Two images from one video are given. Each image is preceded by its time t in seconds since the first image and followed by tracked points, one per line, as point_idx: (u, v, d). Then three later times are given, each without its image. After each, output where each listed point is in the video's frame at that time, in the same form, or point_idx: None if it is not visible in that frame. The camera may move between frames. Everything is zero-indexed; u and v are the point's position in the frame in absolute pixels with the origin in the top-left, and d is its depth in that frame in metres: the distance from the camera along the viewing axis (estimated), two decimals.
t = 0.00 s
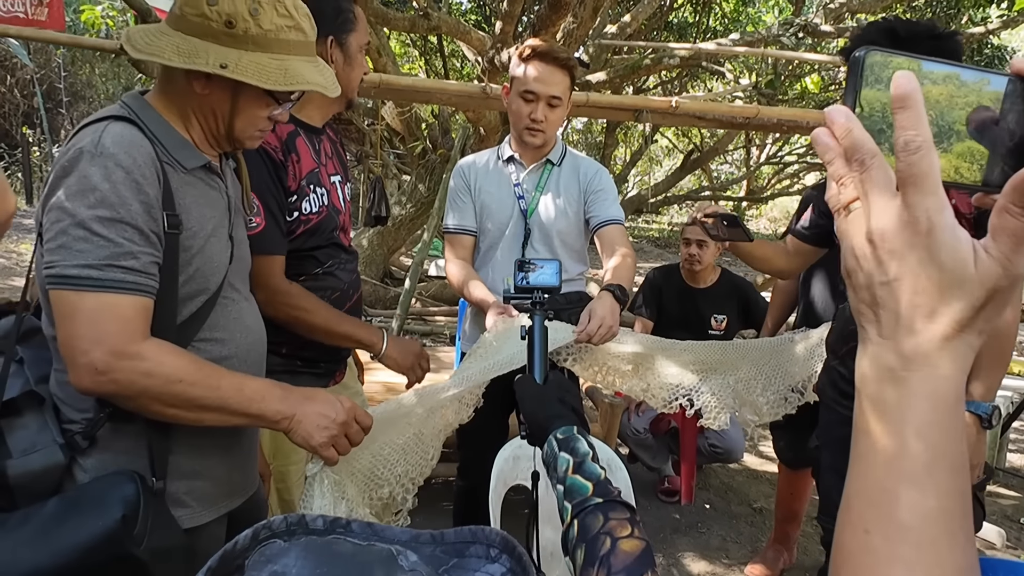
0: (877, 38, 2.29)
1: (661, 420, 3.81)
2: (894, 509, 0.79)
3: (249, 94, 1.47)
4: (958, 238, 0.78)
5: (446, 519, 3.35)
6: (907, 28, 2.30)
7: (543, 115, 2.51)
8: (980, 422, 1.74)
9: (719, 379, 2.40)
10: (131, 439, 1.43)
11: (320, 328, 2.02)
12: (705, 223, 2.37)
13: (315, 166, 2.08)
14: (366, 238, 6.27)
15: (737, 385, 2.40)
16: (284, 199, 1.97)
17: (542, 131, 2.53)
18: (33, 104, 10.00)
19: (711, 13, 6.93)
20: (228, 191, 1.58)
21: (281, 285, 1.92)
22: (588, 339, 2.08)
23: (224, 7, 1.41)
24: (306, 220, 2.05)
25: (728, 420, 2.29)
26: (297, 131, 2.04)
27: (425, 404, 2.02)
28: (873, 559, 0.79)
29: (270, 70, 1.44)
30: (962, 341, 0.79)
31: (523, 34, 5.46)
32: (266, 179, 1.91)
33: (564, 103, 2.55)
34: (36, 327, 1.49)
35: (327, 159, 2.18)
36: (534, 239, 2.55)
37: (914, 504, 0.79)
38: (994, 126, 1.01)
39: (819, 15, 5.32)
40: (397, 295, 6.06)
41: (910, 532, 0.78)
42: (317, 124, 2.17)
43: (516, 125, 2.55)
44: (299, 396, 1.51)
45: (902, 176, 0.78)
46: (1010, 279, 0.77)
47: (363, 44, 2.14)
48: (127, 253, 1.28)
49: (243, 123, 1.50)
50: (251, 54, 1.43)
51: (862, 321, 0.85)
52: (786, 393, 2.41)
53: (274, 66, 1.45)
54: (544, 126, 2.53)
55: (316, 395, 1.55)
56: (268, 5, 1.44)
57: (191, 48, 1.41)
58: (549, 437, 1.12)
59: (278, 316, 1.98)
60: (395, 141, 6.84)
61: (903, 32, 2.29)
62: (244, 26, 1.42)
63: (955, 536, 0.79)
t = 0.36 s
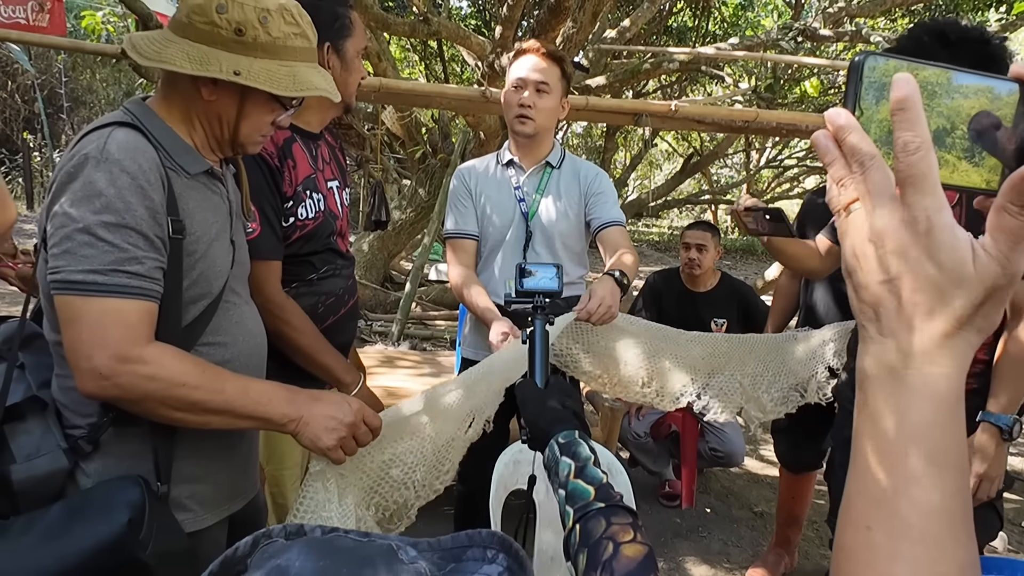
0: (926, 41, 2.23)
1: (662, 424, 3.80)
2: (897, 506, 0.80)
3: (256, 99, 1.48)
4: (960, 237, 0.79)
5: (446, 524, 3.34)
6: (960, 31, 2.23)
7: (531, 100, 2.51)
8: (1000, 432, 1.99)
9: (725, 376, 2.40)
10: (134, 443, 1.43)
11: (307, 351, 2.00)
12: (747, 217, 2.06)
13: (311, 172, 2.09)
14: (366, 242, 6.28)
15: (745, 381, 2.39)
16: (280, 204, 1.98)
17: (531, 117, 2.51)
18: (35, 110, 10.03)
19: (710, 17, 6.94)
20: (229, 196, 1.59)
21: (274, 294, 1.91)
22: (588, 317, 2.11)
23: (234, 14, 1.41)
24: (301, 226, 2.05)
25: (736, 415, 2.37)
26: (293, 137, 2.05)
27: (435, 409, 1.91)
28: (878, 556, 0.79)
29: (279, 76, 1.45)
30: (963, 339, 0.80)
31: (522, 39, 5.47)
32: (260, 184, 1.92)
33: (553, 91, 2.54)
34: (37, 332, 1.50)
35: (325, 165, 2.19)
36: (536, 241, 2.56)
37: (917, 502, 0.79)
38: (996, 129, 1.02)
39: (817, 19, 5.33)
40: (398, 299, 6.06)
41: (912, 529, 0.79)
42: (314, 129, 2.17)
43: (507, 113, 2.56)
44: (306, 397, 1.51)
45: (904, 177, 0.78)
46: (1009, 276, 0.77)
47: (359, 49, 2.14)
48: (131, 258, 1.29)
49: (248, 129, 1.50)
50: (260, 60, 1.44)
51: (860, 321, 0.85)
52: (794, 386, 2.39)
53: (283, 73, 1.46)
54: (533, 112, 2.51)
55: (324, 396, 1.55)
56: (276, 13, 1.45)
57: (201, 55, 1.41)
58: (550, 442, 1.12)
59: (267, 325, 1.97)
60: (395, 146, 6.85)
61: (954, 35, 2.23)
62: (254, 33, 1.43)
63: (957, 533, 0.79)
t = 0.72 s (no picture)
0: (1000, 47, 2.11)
1: (661, 428, 3.80)
2: (895, 507, 0.80)
3: (256, 104, 1.48)
4: (956, 240, 0.79)
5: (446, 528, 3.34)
6: None
7: (530, 120, 2.52)
8: None
9: (739, 370, 2.20)
10: (132, 450, 1.43)
11: (302, 360, 2.01)
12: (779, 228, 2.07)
13: (307, 178, 2.09)
14: (366, 247, 6.27)
15: (760, 375, 2.20)
16: (277, 209, 1.98)
17: (531, 135, 2.53)
18: (35, 115, 10.04)
19: (709, 21, 6.95)
20: (227, 202, 1.60)
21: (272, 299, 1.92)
22: (589, 290, 2.10)
23: (233, 20, 1.42)
24: (299, 231, 2.07)
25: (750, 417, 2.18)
26: (288, 143, 2.04)
27: (472, 381, 1.68)
28: (877, 557, 0.79)
29: (279, 80, 1.45)
30: (959, 342, 0.80)
31: (522, 44, 5.48)
32: (260, 190, 1.92)
33: (550, 108, 2.55)
34: (33, 339, 1.50)
35: (320, 170, 2.20)
36: (539, 246, 2.56)
37: (915, 502, 0.79)
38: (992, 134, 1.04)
39: (815, 23, 5.35)
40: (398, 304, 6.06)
41: (909, 532, 0.79)
42: (308, 135, 2.18)
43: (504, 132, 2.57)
44: (311, 372, 1.47)
45: (900, 180, 0.79)
46: (1006, 280, 0.78)
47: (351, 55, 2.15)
48: (130, 265, 1.29)
49: (248, 133, 1.51)
50: (260, 66, 1.45)
51: (857, 324, 0.85)
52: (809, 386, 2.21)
53: (282, 77, 1.47)
54: (532, 131, 2.53)
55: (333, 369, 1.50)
56: (274, 19, 1.46)
57: (201, 62, 1.41)
58: (553, 445, 1.13)
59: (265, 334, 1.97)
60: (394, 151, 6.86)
61: None
62: (253, 38, 1.43)
63: (954, 534, 0.80)
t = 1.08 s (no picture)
0: None
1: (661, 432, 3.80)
2: (888, 507, 0.80)
3: (250, 107, 1.49)
4: (948, 241, 0.79)
5: (446, 532, 3.34)
6: None
7: (523, 113, 2.55)
8: None
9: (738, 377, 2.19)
10: (130, 455, 1.44)
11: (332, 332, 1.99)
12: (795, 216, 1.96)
13: (304, 181, 2.11)
14: (366, 251, 6.25)
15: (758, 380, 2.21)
16: (276, 212, 2.00)
17: (524, 130, 2.55)
18: (36, 121, 10.05)
19: (707, 25, 6.95)
20: (222, 207, 1.60)
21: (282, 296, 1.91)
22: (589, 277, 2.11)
23: (225, 23, 1.43)
24: (296, 234, 2.08)
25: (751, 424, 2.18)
26: (285, 146, 2.07)
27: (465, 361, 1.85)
28: (871, 556, 0.80)
29: (271, 83, 1.46)
30: (954, 342, 0.81)
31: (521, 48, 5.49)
32: (258, 194, 1.93)
33: (546, 104, 2.56)
34: (31, 345, 1.51)
35: (317, 174, 2.21)
36: (540, 249, 2.57)
37: (909, 502, 0.80)
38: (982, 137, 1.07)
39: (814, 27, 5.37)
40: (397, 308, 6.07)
41: (904, 530, 0.80)
42: (304, 140, 2.20)
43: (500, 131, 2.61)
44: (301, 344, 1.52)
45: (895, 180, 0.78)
46: (1000, 281, 0.78)
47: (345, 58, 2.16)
48: (125, 269, 1.30)
49: (242, 137, 1.52)
50: (253, 68, 1.46)
51: (853, 324, 0.86)
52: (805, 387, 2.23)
53: (275, 80, 1.47)
54: (525, 125, 2.55)
55: (323, 338, 1.56)
56: (267, 21, 1.47)
57: (193, 66, 1.42)
58: (556, 448, 1.13)
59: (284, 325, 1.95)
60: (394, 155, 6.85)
61: None
62: (245, 41, 1.44)
63: (949, 534, 0.80)
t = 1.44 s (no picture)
0: None
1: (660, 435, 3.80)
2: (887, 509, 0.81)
3: (240, 112, 1.48)
4: (948, 242, 0.78)
5: (445, 536, 3.33)
6: None
7: (537, 124, 2.52)
8: None
9: (736, 368, 2.20)
10: (125, 460, 1.44)
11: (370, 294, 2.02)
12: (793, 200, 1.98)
13: (303, 183, 2.10)
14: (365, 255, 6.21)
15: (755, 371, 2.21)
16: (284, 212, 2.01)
17: (539, 140, 2.54)
18: (36, 125, 10.06)
19: (706, 29, 6.97)
20: (219, 211, 1.60)
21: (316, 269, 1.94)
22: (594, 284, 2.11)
23: (211, 27, 1.42)
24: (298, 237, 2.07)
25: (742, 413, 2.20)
26: (283, 148, 2.06)
27: (440, 363, 1.91)
28: (869, 556, 0.81)
29: (260, 87, 1.46)
30: (953, 342, 0.80)
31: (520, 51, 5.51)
32: (270, 187, 1.95)
33: (557, 114, 2.55)
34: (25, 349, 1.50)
35: (314, 177, 2.21)
36: (542, 251, 2.57)
37: (908, 503, 0.80)
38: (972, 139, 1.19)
39: (812, 30, 5.38)
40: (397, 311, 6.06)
41: (901, 531, 0.80)
42: (302, 143, 2.20)
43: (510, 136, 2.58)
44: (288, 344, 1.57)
45: (893, 182, 0.78)
46: (999, 281, 0.77)
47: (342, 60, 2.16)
48: (130, 273, 1.30)
49: (236, 141, 1.51)
50: (242, 72, 1.45)
51: (853, 324, 0.85)
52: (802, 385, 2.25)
53: (264, 84, 1.47)
54: (540, 136, 2.54)
55: (305, 345, 1.61)
56: (254, 23, 1.46)
57: (180, 71, 1.43)
58: (564, 453, 1.13)
59: (324, 300, 1.97)
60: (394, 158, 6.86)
61: None
62: (232, 45, 1.44)
63: (947, 534, 0.80)
